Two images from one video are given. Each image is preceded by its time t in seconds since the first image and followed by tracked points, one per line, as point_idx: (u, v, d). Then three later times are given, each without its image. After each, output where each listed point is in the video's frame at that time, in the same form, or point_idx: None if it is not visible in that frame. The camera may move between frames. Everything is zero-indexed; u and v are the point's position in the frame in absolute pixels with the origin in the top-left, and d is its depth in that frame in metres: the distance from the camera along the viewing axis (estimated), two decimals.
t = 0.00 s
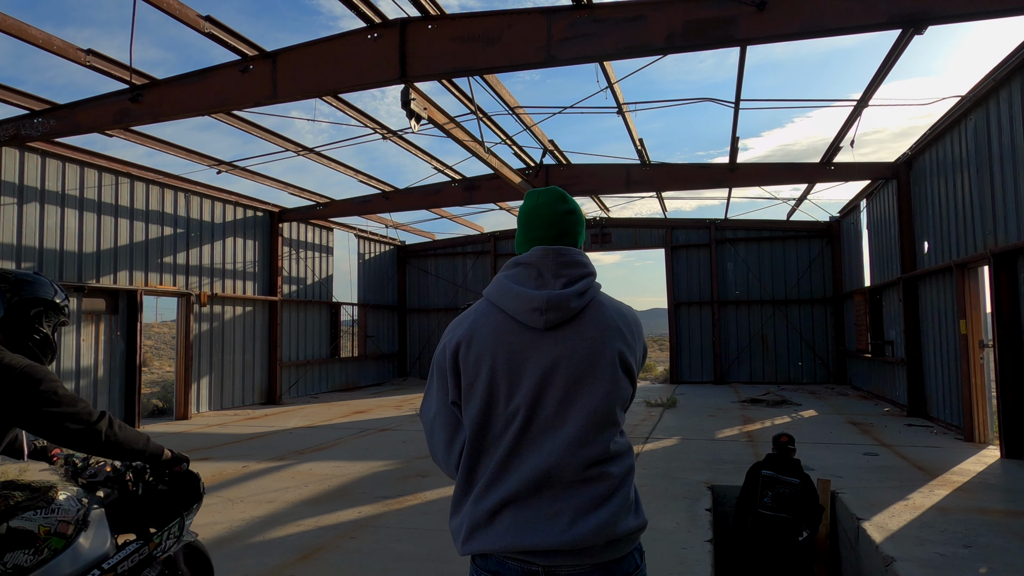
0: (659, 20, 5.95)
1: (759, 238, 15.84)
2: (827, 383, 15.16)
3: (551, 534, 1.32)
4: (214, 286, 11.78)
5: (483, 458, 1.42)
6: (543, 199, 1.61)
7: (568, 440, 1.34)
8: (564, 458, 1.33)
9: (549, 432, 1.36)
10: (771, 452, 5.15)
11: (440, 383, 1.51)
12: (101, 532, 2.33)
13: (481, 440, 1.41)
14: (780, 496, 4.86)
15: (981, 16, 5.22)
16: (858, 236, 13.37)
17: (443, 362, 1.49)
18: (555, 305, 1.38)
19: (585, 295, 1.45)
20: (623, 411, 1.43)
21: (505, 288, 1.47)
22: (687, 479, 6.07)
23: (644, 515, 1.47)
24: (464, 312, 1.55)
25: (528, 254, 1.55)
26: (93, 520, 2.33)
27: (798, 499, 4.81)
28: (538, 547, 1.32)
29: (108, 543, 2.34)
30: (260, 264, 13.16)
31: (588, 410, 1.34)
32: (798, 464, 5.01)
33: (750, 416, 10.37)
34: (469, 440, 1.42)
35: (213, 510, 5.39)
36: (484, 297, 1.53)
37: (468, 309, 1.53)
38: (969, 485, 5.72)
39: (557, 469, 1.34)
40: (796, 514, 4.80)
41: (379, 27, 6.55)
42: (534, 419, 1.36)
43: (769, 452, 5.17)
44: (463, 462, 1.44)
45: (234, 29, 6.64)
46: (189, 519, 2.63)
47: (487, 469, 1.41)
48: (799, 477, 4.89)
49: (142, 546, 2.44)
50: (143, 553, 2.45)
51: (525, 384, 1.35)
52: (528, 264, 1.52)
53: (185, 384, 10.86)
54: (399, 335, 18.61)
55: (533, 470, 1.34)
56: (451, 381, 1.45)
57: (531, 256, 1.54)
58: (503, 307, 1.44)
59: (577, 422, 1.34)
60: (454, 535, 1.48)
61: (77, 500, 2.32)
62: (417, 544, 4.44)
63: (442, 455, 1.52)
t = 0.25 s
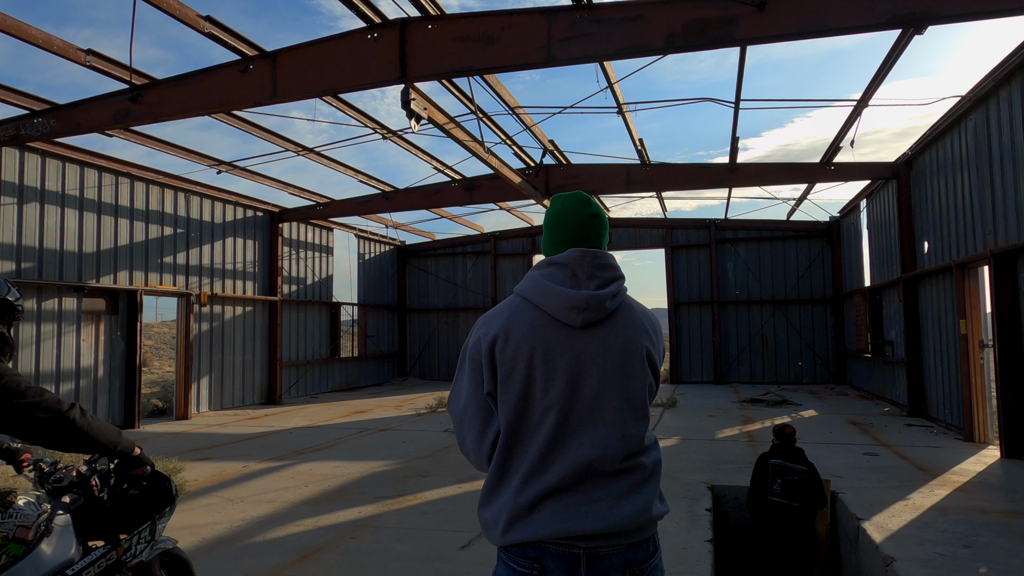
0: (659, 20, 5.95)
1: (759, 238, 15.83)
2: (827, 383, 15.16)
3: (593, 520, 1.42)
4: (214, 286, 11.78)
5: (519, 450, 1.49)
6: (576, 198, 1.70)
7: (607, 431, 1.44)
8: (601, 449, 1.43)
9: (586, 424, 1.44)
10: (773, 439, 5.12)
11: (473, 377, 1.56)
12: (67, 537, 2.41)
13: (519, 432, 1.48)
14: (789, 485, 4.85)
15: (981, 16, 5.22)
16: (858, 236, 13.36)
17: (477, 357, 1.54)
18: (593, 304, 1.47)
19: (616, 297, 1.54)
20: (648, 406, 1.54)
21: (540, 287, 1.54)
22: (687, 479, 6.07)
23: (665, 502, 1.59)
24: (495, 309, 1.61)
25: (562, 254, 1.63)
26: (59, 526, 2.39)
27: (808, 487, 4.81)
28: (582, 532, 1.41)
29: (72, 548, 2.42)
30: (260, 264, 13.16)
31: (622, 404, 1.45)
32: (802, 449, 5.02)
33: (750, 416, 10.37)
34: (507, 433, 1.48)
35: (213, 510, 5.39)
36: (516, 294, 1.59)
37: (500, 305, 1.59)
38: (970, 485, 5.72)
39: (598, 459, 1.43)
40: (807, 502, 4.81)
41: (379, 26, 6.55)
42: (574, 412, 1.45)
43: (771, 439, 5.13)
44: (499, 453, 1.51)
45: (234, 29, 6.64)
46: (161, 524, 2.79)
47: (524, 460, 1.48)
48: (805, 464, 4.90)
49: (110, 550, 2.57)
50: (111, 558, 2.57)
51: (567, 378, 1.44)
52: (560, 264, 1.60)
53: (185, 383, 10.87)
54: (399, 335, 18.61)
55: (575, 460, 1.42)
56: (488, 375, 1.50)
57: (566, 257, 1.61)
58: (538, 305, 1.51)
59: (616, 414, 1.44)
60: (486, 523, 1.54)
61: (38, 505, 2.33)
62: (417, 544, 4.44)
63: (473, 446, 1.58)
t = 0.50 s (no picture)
0: (659, 20, 5.95)
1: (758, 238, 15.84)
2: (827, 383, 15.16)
3: (606, 512, 1.44)
4: (214, 286, 11.78)
5: (532, 444, 1.50)
6: (594, 195, 1.70)
7: (620, 426, 1.46)
8: (615, 443, 1.45)
9: (600, 419, 1.46)
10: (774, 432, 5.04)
11: (486, 373, 1.57)
12: (31, 543, 2.41)
13: (533, 428, 1.49)
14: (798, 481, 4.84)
15: (980, 16, 5.23)
16: (858, 236, 13.36)
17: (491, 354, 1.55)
18: (606, 303, 1.49)
19: (627, 295, 1.56)
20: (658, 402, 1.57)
21: (553, 285, 1.55)
22: (687, 479, 6.07)
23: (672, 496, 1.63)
24: (507, 306, 1.62)
25: (574, 254, 1.64)
26: (23, 529, 2.41)
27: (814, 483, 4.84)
28: (595, 524, 1.43)
29: (36, 553, 2.43)
30: (260, 264, 13.16)
31: (634, 400, 1.47)
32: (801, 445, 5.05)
33: (750, 416, 10.37)
34: (521, 428, 1.49)
35: (213, 510, 5.39)
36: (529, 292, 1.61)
37: (513, 303, 1.60)
38: (970, 486, 5.72)
39: (611, 453, 1.45)
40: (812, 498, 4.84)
41: (379, 26, 6.55)
42: (587, 407, 1.46)
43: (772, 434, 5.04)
44: (513, 448, 1.52)
45: (234, 29, 6.64)
46: (130, 527, 2.85)
47: (539, 454, 1.49)
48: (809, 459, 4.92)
49: (76, 552, 2.59)
50: (77, 560, 2.60)
51: (580, 374, 1.45)
52: (572, 263, 1.61)
53: (185, 384, 10.87)
54: (399, 335, 18.62)
55: (590, 454, 1.44)
56: (502, 370, 1.51)
57: (578, 256, 1.63)
58: (552, 302, 1.53)
59: (628, 409, 1.46)
60: (499, 517, 1.54)
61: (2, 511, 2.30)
62: (417, 544, 4.44)
63: (485, 440, 1.58)
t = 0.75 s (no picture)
0: (659, 20, 5.95)
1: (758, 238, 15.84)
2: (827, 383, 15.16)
3: (594, 509, 1.45)
4: (214, 286, 11.78)
5: (523, 444, 1.52)
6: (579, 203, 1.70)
7: (607, 426, 1.47)
8: (603, 443, 1.46)
9: (588, 419, 1.48)
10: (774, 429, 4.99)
11: (478, 375, 1.59)
12: (13, 543, 2.42)
13: (523, 429, 1.51)
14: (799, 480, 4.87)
15: (980, 16, 5.23)
16: (858, 236, 13.35)
17: (482, 356, 1.57)
18: (589, 307, 1.49)
19: (615, 297, 1.55)
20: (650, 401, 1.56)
21: (541, 289, 1.56)
22: (686, 479, 6.07)
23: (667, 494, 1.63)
24: (499, 310, 1.64)
25: (561, 257, 1.63)
26: (5, 531, 2.41)
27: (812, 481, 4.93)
28: (582, 520, 1.44)
29: (16, 554, 2.43)
30: (260, 264, 13.16)
31: (621, 400, 1.48)
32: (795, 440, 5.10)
33: (750, 416, 10.37)
34: (511, 427, 1.52)
35: (213, 510, 5.39)
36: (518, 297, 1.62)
37: (504, 307, 1.62)
38: (969, 486, 5.72)
39: (598, 453, 1.46)
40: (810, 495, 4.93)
41: (379, 26, 6.55)
42: (574, 407, 1.48)
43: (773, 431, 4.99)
44: (506, 448, 1.54)
45: (234, 29, 6.64)
46: (115, 528, 2.89)
47: (530, 453, 1.51)
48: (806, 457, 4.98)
49: (60, 554, 2.59)
50: (59, 563, 2.59)
51: (566, 377, 1.47)
52: (559, 266, 1.61)
53: (185, 384, 10.88)
54: (399, 335, 18.61)
55: (577, 454, 1.45)
56: (493, 373, 1.53)
57: (564, 260, 1.62)
58: (539, 307, 1.54)
59: (614, 409, 1.47)
60: (493, 513, 1.57)
61: None
62: (416, 544, 4.44)
63: (481, 438, 1.61)
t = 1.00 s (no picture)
0: (659, 20, 5.95)
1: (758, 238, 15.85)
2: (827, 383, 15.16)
3: (605, 502, 1.47)
4: (214, 286, 11.78)
5: (534, 439, 1.55)
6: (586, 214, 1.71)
7: (615, 422, 1.50)
8: (612, 439, 1.49)
9: (598, 416, 1.50)
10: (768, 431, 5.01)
11: (490, 374, 1.62)
12: None
13: (535, 425, 1.54)
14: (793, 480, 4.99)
15: (980, 17, 5.23)
16: (858, 236, 13.36)
17: (494, 356, 1.60)
18: (597, 309, 1.51)
19: (623, 298, 1.58)
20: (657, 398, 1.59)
21: (550, 291, 1.59)
22: (686, 479, 6.07)
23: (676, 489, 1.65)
24: (509, 311, 1.66)
25: (571, 259, 1.65)
26: None
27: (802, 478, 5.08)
28: (594, 511, 1.46)
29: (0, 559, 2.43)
30: (260, 264, 13.16)
31: (629, 397, 1.51)
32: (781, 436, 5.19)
33: (750, 416, 10.38)
34: (523, 423, 1.54)
35: (213, 510, 5.40)
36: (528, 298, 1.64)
37: (514, 309, 1.64)
38: (969, 486, 5.72)
39: (608, 447, 1.49)
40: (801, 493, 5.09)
41: (379, 26, 6.55)
42: (584, 403, 1.50)
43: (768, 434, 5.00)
44: (519, 444, 1.56)
45: (234, 29, 6.64)
46: (104, 530, 2.88)
47: (541, 449, 1.53)
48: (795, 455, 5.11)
49: (45, 556, 2.64)
50: (46, 564, 2.65)
51: (575, 374, 1.50)
52: (568, 269, 1.63)
53: (185, 384, 10.88)
54: (398, 335, 18.62)
55: (588, 448, 1.48)
56: (505, 371, 1.56)
57: (574, 263, 1.64)
58: (548, 308, 1.56)
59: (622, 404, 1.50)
60: (507, 506, 1.60)
61: None
62: (416, 544, 4.45)
63: (493, 435, 1.63)
